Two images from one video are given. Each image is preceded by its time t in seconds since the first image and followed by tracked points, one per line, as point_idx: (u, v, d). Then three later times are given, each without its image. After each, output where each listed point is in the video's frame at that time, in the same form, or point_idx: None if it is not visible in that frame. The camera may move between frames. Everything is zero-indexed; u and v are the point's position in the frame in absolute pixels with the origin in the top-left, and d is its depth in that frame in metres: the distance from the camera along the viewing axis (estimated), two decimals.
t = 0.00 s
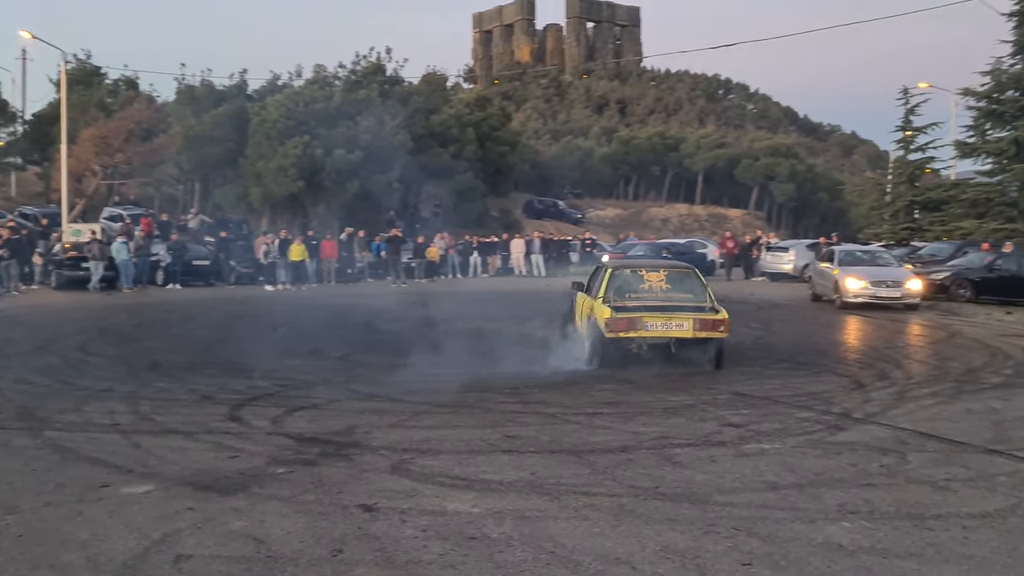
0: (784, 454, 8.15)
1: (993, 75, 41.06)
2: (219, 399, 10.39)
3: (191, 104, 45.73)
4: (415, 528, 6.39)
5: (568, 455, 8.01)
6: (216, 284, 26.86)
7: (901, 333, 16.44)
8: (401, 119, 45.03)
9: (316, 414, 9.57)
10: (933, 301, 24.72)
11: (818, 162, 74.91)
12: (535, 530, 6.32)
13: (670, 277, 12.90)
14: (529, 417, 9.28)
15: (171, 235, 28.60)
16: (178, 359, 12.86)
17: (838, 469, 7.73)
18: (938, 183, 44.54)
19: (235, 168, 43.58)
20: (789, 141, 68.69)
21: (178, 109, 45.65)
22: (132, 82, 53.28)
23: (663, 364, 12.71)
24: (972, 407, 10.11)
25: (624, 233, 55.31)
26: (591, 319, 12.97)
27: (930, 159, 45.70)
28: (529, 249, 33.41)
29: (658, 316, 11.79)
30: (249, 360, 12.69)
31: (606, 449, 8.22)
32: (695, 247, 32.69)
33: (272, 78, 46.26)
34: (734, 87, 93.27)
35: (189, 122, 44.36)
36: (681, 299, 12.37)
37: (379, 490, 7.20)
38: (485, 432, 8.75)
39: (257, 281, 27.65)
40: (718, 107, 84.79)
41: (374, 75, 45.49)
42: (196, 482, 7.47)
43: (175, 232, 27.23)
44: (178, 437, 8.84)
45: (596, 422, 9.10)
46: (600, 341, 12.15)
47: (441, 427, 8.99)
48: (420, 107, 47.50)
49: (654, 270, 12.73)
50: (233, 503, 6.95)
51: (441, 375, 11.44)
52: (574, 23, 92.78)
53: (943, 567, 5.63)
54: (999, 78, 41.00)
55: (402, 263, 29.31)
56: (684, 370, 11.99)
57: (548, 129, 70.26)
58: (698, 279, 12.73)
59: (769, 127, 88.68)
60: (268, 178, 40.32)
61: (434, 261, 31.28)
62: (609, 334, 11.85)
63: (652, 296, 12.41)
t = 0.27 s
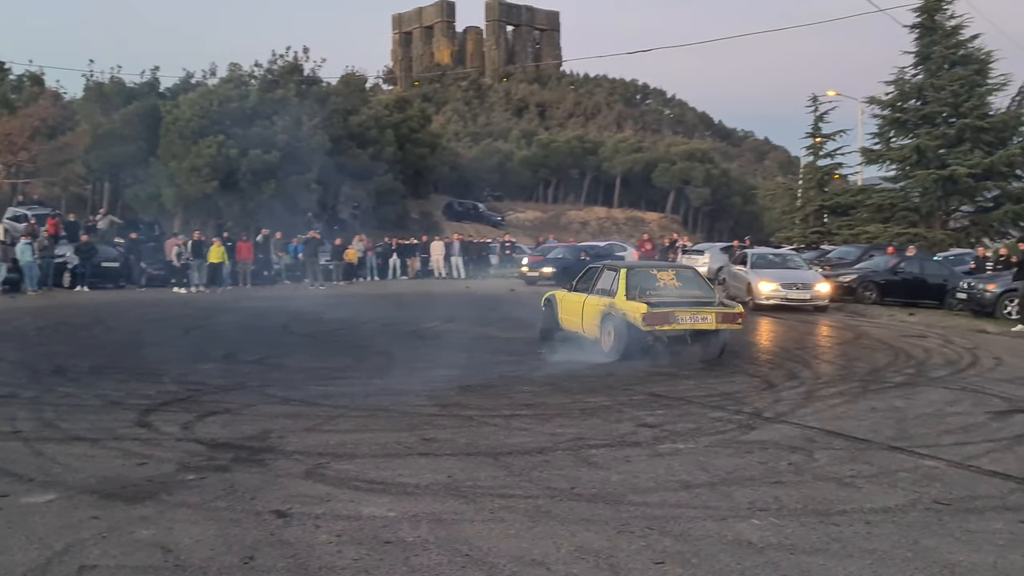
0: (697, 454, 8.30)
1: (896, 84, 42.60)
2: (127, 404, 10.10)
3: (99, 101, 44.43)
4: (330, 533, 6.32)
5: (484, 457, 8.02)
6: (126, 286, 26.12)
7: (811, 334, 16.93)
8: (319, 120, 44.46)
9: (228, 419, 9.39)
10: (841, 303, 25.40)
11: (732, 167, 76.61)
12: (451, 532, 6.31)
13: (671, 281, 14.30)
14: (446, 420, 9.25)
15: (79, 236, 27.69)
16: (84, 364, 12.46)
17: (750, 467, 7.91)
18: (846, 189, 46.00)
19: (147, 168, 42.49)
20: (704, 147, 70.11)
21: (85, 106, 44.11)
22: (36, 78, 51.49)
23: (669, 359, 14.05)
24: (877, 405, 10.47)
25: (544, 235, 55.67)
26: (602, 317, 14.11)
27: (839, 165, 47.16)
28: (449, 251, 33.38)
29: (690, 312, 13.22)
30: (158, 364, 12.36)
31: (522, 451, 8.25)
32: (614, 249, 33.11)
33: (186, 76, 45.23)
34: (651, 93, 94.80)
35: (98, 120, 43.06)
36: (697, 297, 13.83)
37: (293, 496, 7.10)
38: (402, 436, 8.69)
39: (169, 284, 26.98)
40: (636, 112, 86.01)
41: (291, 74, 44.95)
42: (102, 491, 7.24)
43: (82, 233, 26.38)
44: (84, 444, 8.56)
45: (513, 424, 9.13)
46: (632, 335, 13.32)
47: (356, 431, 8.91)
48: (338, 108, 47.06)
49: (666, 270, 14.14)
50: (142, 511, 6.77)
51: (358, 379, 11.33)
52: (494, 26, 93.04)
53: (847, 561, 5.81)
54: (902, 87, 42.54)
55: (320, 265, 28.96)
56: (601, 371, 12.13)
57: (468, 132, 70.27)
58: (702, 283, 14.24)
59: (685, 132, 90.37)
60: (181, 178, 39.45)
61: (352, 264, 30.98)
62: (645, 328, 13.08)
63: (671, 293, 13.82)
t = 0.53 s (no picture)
0: (634, 455, 8.37)
1: (829, 91, 43.51)
2: (55, 410, 9.83)
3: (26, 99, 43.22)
4: (264, 539, 6.24)
5: (422, 461, 7.99)
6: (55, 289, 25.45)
7: (746, 336, 17.22)
8: (256, 121, 43.83)
9: (161, 424, 9.20)
10: (775, 305, 25.85)
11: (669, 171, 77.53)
12: (388, 537, 6.27)
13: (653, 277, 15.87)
14: (383, 423, 9.19)
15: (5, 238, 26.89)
16: (9, 369, 12.09)
17: (685, 468, 8.01)
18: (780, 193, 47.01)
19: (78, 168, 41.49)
20: (642, 151, 70.87)
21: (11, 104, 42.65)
22: None
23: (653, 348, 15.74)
24: (809, 406, 10.70)
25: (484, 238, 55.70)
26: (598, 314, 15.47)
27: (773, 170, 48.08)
28: (388, 253, 33.22)
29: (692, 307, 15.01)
30: (88, 369, 12.05)
31: (460, 454, 8.24)
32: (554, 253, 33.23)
33: (118, 75, 44.27)
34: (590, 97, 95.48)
35: (25, 119, 41.88)
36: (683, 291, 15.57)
37: (227, 502, 6.99)
38: (338, 440, 8.62)
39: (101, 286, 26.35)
40: (575, 116, 86.57)
41: (228, 74, 44.27)
42: (29, 498, 7.04)
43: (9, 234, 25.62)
44: (9, 451, 8.31)
45: (451, 427, 9.12)
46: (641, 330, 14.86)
47: (292, 435, 8.80)
48: (275, 109, 46.53)
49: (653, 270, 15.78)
50: (69, 520, 6.60)
51: (294, 383, 11.20)
52: (434, 28, 92.83)
53: (779, 560, 5.92)
54: (834, 93, 43.47)
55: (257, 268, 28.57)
56: (540, 374, 12.17)
57: (407, 134, 69.97)
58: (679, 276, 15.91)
59: (623, 136, 91.21)
60: (112, 179, 38.58)
61: (290, 267, 30.62)
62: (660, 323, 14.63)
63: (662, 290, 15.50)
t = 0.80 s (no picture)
0: (592, 455, 8.41)
1: (785, 94, 44.06)
2: (4, 412, 9.63)
3: None
4: (219, 542, 6.17)
5: (379, 462, 7.96)
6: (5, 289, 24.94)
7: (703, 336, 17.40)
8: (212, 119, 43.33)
9: (114, 427, 9.06)
10: (731, 306, 26.11)
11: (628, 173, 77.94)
12: (344, 538, 6.24)
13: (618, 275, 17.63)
14: (340, 425, 9.14)
15: None
16: None
17: (643, 468, 8.07)
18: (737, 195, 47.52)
19: (29, 166, 40.72)
20: (601, 152, 71.18)
21: None
22: None
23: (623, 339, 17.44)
24: (764, 406, 10.84)
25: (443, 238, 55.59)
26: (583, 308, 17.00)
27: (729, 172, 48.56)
28: (346, 254, 33.03)
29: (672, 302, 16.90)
30: (38, 370, 11.83)
31: (418, 455, 8.22)
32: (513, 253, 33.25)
33: (70, 72, 43.53)
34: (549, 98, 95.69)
35: None
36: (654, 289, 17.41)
37: (182, 504, 6.90)
38: (295, 441, 8.55)
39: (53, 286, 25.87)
40: (535, 117, 86.75)
41: (184, 72, 43.68)
42: None
43: None
44: None
45: (409, 428, 9.09)
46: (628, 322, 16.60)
47: (248, 437, 8.71)
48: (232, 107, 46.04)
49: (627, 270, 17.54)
50: (19, 524, 6.47)
51: (250, 384, 11.09)
52: (393, 28, 92.46)
53: (734, 558, 5.98)
54: (790, 97, 44.03)
55: (213, 267, 28.24)
56: (499, 375, 12.18)
57: (366, 134, 69.64)
58: (638, 274, 17.81)
59: (582, 137, 91.50)
60: (64, 177, 37.91)
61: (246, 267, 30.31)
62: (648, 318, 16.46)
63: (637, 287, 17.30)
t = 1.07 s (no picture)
0: (582, 458, 8.42)
1: (775, 98, 44.19)
2: None
3: None
4: (208, 545, 6.15)
5: (370, 465, 7.95)
6: None
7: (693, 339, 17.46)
8: (202, 121, 43.21)
9: (103, 429, 9.03)
10: (722, 309, 26.17)
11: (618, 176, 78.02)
12: (334, 542, 6.24)
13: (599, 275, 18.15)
14: (331, 427, 9.13)
15: None
16: None
17: (633, 471, 8.08)
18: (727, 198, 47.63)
19: (17, 167, 40.55)
20: (592, 155, 71.23)
21: None
22: None
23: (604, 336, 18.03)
24: (754, 409, 10.87)
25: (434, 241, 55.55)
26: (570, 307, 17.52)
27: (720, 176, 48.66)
28: (336, 256, 32.99)
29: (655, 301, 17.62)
30: (26, 372, 11.77)
31: (409, 458, 8.21)
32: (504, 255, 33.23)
33: (60, 74, 43.37)
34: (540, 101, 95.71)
35: None
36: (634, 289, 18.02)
37: (171, 507, 6.88)
38: (285, 444, 8.54)
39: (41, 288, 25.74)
40: (526, 120, 86.79)
41: (173, 74, 43.55)
42: None
43: None
44: None
45: (399, 431, 9.08)
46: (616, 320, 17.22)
47: (238, 439, 8.69)
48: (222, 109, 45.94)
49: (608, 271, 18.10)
50: (8, 527, 6.44)
51: (239, 386, 11.06)
52: (384, 30, 92.39)
53: (725, 562, 6.00)
54: (781, 101, 44.17)
55: (202, 270, 28.14)
56: (489, 378, 12.18)
57: (357, 136, 69.57)
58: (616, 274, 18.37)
59: (573, 140, 91.53)
60: (54, 179, 37.73)
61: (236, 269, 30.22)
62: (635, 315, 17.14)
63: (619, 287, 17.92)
